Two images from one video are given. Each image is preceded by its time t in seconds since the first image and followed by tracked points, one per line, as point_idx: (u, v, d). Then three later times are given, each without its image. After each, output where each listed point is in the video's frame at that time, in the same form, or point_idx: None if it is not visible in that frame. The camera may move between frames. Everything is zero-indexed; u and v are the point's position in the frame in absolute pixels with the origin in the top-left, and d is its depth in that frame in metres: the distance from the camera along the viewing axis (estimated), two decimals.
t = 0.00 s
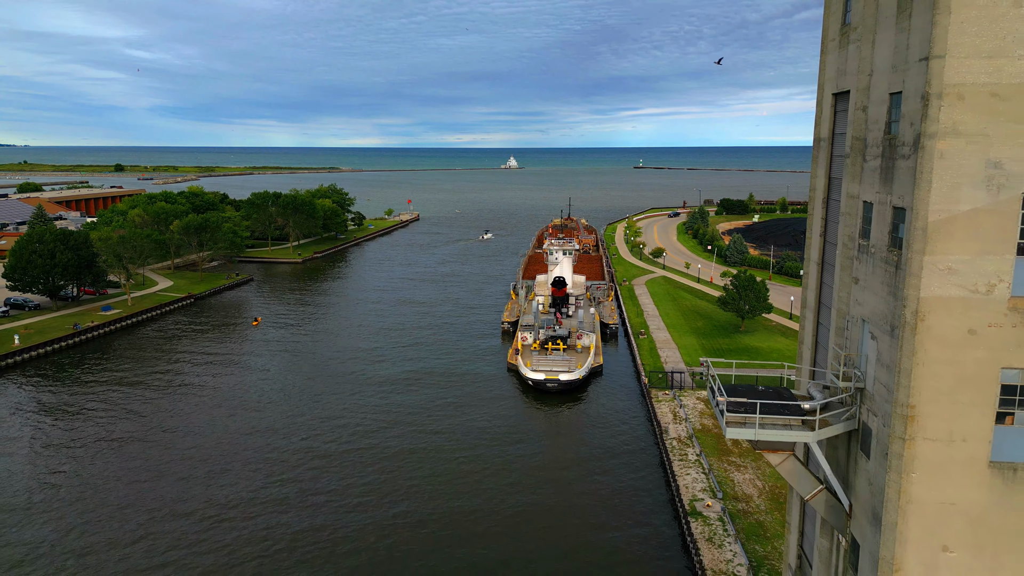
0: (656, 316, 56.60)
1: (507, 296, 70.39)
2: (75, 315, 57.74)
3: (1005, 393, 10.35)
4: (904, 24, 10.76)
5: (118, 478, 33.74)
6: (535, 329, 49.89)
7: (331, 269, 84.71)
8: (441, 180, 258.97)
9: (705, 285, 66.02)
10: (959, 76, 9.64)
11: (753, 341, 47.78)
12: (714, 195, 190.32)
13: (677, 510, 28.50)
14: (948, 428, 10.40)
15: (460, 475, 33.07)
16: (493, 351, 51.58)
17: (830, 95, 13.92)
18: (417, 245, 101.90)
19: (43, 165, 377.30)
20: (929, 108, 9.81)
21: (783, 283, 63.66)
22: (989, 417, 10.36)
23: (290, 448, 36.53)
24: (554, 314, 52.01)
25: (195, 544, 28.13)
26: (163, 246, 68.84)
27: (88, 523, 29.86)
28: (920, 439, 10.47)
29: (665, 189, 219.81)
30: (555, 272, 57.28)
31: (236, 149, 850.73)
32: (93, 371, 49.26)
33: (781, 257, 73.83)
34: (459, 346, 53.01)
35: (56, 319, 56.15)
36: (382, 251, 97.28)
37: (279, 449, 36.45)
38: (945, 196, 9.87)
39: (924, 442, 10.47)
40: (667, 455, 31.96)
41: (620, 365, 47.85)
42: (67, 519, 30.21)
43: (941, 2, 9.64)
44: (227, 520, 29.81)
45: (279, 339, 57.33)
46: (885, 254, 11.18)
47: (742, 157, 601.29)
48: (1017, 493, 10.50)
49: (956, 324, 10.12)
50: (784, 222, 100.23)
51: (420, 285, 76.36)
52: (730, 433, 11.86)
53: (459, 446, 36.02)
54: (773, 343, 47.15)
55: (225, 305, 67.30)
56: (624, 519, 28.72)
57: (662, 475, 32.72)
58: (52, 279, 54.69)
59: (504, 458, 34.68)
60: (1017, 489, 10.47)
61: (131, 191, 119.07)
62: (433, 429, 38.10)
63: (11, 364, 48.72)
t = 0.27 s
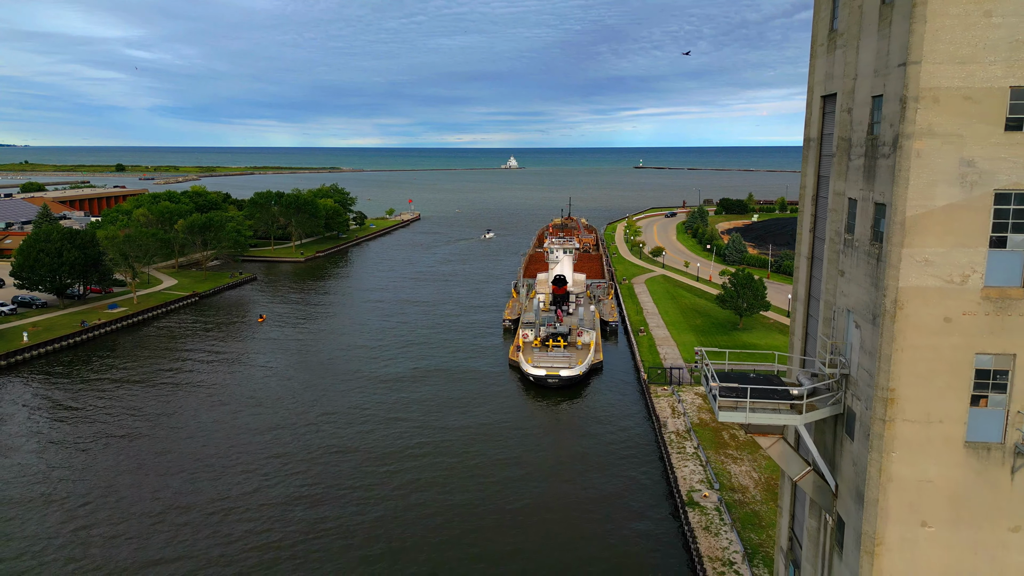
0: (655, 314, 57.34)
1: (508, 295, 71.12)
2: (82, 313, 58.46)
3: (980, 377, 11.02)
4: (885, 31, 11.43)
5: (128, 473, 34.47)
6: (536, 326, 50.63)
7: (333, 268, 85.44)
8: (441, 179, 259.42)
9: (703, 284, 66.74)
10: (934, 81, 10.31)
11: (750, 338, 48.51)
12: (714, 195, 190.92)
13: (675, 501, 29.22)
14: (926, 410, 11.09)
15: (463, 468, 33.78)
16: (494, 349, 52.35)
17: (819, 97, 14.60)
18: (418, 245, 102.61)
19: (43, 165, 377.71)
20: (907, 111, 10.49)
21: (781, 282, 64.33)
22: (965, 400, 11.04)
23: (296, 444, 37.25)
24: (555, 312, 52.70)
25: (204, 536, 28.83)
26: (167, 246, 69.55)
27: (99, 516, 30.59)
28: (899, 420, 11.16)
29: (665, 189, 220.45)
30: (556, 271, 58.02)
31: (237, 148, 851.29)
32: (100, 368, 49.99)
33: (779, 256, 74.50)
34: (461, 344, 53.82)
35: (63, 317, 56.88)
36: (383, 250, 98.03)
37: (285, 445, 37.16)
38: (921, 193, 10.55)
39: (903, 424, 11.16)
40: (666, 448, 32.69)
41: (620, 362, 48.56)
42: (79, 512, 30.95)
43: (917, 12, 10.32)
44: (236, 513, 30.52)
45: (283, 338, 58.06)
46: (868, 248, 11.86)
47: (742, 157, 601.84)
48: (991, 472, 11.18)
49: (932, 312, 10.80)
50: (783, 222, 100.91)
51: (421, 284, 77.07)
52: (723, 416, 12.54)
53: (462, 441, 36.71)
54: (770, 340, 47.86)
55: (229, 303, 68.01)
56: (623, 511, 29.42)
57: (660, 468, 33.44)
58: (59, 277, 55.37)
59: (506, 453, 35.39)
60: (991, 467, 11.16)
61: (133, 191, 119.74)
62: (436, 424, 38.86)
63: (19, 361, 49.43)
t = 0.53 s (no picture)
0: (655, 312, 58.08)
1: (509, 293, 71.88)
2: (88, 310, 59.24)
3: (956, 363, 11.72)
4: (868, 37, 12.12)
5: (138, 468, 35.21)
6: (537, 324, 51.40)
7: (336, 267, 86.19)
8: (442, 179, 260.07)
9: (702, 282, 67.45)
10: (912, 85, 11.01)
11: (748, 335, 49.29)
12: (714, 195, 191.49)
13: (673, 493, 29.93)
14: (906, 394, 11.79)
15: (466, 463, 34.49)
16: (495, 347, 53.12)
17: (808, 99, 15.29)
18: (419, 245, 103.38)
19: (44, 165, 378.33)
20: (886, 113, 11.17)
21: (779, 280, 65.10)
22: (943, 384, 11.73)
23: (302, 439, 37.95)
24: (556, 309, 53.41)
25: (214, 528, 29.55)
26: (172, 245, 70.31)
27: (111, 509, 31.31)
28: (881, 404, 11.87)
29: (665, 189, 221.08)
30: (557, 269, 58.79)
31: (237, 149, 851.96)
32: (107, 366, 50.75)
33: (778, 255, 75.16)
34: (463, 342, 54.59)
35: (70, 314, 57.66)
36: (385, 250, 98.80)
37: (291, 440, 37.85)
38: (900, 190, 11.25)
39: (885, 407, 11.86)
40: (664, 442, 33.41)
41: (620, 358, 49.28)
42: (91, 505, 31.68)
43: (896, 19, 11.01)
44: (244, 506, 31.21)
45: (287, 336, 58.81)
46: (853, 242, 12.56)
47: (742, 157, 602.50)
48: (968, 453, 11.87)
49: (911, 302, 11.50)
50: (782, 221, 101.59)
51: (423, 283, 77.82)
52: (716, 401, 13.28)
53: (464, 436, 37.41)
54: (768, 338, 48.61)
55: (233, 302, 68.79)
56: (623, 503, 30.11)
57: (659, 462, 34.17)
58: (66, 276, 56.12)
59: (508, 447, 36.10)
60: (966, 448, 11.86)
61: (136, 190, 120.51)
62: (439, 419, 39.65)
63: (27, 358, 50.18)
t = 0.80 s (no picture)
0: (654, 310, 58.88)
1: (510, 292, 72.67)
2: (95, 308, 60.03)
3: (935, 350, 12.43)
4: (853, 43, 12.84)
5: (147, 463, 35.98)
6: (538, 321, 52.21)
7: (338, 266, 86.99)
8: (443, 178, 260.82)
9: (701, 281, 68.25)
10: (892, 88, 11.73)
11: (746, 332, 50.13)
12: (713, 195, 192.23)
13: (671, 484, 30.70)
14: (888, 379, 12.51)
15: (469, 457, 35.24)
16: (497, 344, 53.94)
17: (798, 101, 16.01)
18: (421, 244, 104.18)
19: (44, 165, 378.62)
20: (868, 115, 11.90)
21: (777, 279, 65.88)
22: (923, 370, 12.42)
23: (308, 435, 38.73)
24: (556, 307, 54.21)
25: (224, 520, 30.28)
26: (177, 244, 71.08)
27: (122, 502, 32.06)
28: (865, 388, 12.59)
29: (665, 189, 221.86)
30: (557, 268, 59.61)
31: (238, 148, 851.58)
32: (114, 363, 51.55)
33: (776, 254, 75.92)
34: (465, 340, 55.40)
35: (78, 312, 58.46)
36: (387, 249, 99.62)
37: (297, 435, 38.61)
38: (882, 186, 11.99)
39: (868, 391, 12.58)
40: (663, 436, 34.21)
41: (620, 355, 50.07)
42: (103, 499, 32.43)
43: (877, 27, 11.73)
44: (253, 500, 31.95)
45: (291, 334, 59.63)
46: (838, 237, 13.29)
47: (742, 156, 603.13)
48: (946, 435, 12.57)
49: (891, 292, 12.23)
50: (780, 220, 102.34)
51: (425, 282, 78.63)
52: (709, 387, 13.96)
53: (467, 431, 38.18)
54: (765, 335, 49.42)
55: (237, 300, 69.60)
56: (622, 496, 30.86)
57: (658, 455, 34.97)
58: (73, 274, 56.86)
59: (510, 442, 36.85)
60: (945, 431, 12.56)
61: (140, 190, 121.28)
62: (442, 414, 40.45)
63: (36, 355, 51.00)
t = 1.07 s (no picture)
0: (653, 308, 59.64)
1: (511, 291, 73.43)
2: (102, 306, 60.81)
3: (916, 339, 13.16)
4: (838, 49, 13.57)
5: (156, 458, 36.73)
6: (539, 319, 52.99)
7: (341, 265, 87.74)
8: (443, 178, 261.43)
9: (700, 279, 68.99)
10: (874, 92, 12.47)
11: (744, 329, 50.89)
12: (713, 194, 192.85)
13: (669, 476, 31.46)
14: (871, 366, 13.25)
15: (472, 451, 35.99)
16: (498, 342, 54.72)
17: (790, 103, 16.72)
18: (422, 243, 104.92)
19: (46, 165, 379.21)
20: (852, 117, 12.62)
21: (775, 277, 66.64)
22: (905, 358, 13.15)
23: (313, 430, 39.49)
24: (557, 305, 54.99)
25: (232, 512, 31.01)
26: (181, 243, 71.84)
27: (133, 496, 32.82)
28: (849, 375, 13.33)
29: (665, 189, 222.50)
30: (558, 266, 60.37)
31: (238, 149, 851.77)
32: (122, 360, 52.33)
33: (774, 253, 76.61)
34: (467, 338, 56.17)
35: (85, 310, 59.28)
36: (389, 248, 100.40)
37: (302, 431, 39.37)
38: (864, 184, 12.73)
39: (852, 377, 13.32)
40: (661, 429, 34.99)
41: (619, 352, 50.83)
42: (114, 492, 33.18)
43: (860, 34, 12.45)
44: (260, 493, 32.68)
45: (295, 331, 60.43)
46: (825, 232, 14.02)
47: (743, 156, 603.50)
48: (926, 419, 13.30)
49: (874, 284, 12.97)
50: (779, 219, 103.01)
51: (427, 281, 79.39)
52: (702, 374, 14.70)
53: (469, 426, 38.94)
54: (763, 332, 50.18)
55: (241, 298, 70.36)
56: (621, 488, 31.62)
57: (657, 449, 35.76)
58: (80, 273, 57.61)
59: (511, 437, 37.61)
60: (925, 415, 13.29)
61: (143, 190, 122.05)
62: (445, 410, 41.21)
63: (44, 353, 51.76)
